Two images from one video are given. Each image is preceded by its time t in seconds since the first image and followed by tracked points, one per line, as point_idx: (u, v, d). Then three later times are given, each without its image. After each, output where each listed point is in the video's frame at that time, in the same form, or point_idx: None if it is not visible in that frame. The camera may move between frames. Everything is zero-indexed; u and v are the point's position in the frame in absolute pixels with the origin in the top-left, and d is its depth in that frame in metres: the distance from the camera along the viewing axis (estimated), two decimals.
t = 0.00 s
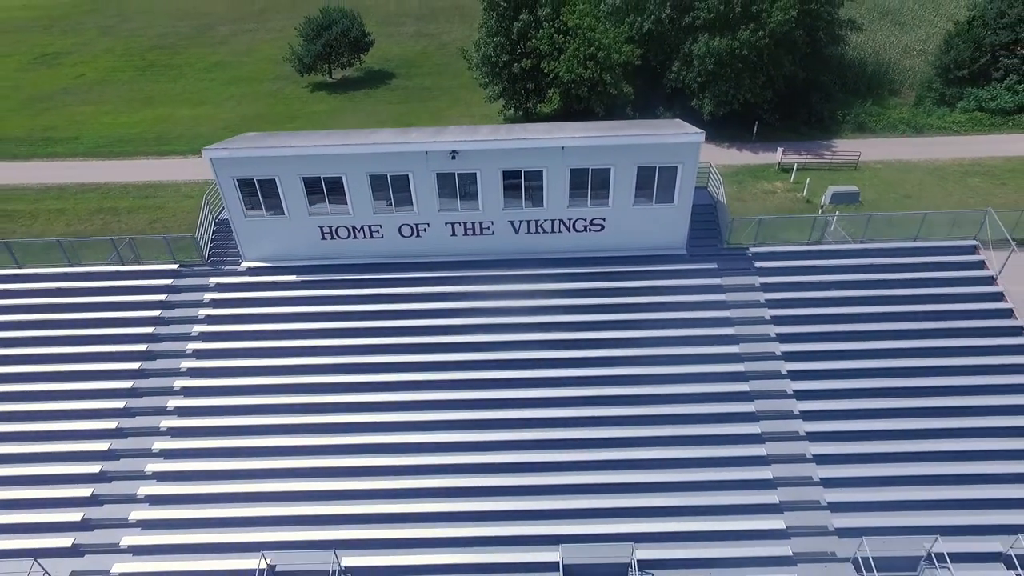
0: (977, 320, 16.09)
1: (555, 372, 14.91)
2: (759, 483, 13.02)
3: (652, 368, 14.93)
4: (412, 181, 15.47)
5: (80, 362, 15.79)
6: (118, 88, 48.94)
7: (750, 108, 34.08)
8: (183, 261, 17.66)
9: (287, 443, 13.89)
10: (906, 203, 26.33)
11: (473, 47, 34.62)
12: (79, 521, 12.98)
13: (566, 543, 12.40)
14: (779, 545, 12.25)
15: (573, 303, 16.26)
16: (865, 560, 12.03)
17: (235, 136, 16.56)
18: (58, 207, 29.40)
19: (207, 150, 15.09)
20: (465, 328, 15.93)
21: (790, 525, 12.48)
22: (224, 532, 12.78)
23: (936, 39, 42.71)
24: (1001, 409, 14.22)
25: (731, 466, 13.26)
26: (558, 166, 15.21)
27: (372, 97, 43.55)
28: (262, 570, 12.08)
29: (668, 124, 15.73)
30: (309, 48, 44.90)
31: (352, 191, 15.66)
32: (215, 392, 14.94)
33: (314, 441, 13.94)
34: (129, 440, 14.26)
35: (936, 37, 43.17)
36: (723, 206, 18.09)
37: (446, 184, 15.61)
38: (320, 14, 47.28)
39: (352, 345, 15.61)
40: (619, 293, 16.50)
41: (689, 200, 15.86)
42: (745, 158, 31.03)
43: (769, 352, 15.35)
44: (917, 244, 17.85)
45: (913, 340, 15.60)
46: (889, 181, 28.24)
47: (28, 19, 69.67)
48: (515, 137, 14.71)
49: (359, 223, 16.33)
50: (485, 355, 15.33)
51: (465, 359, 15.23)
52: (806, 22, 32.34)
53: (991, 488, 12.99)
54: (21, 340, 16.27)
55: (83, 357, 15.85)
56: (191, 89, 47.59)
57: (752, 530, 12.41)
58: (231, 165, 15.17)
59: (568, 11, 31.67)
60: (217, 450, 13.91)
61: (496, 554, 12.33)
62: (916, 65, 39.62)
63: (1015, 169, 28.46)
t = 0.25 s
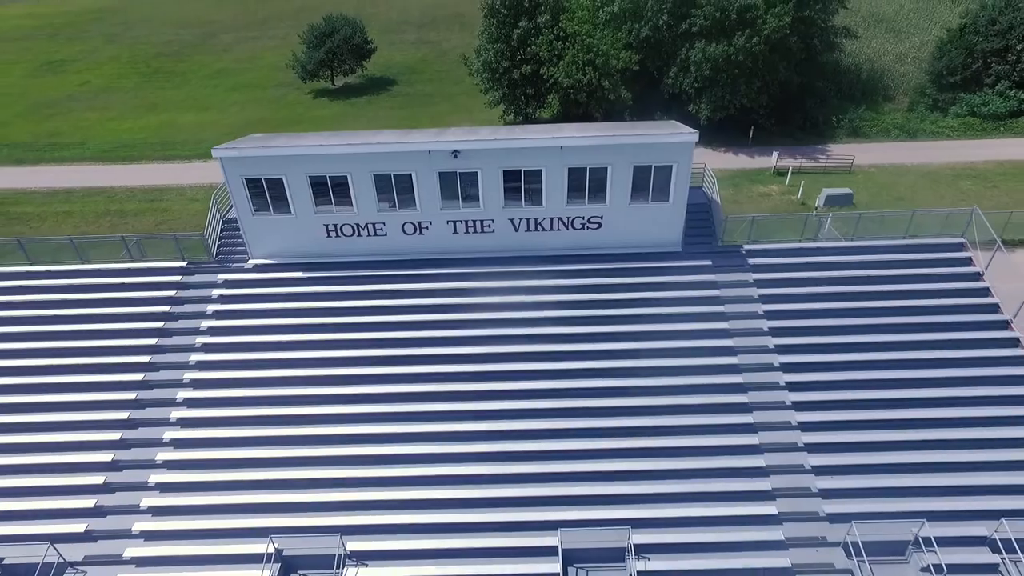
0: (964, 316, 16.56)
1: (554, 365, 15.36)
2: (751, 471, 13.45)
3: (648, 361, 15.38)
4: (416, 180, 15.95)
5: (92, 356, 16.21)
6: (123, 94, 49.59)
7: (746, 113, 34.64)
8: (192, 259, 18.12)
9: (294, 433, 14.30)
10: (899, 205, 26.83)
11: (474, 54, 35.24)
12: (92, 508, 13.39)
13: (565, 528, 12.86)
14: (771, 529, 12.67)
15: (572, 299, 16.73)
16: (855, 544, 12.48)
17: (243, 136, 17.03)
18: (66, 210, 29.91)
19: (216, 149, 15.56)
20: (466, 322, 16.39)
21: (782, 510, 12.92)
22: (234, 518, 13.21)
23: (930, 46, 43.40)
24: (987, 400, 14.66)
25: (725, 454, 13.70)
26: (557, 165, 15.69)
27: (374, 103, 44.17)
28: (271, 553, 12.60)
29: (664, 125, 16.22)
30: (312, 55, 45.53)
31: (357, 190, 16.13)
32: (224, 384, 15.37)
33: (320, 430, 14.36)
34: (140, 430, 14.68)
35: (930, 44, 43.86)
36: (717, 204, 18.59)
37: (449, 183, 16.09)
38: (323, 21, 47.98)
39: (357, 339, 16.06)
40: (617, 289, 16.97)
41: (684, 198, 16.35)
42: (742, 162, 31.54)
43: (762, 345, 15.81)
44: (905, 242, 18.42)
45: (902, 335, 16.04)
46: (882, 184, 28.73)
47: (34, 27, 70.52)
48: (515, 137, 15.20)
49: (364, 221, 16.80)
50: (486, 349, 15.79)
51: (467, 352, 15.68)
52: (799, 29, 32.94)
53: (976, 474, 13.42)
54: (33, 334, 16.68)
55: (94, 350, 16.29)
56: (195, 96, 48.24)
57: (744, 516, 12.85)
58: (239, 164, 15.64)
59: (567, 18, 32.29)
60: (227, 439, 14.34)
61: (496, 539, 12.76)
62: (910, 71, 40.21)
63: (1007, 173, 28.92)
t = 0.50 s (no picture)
0: (953, 313, 16.97)
1: (553, 360, 15.73)
2: (745, 462, 13.82)
3: (645, 356, 15.76)
4: (418, 180, 16.36)
5: (101, 351, 16.57)
6: (127, 100, 50.16)
7: (743, 118, 35.11)
8: (200, 257, 18.51)
9: (300, 426, 14.66)
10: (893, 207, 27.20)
11: (475, 60, 35.76)
12: (103, 498, 13.73)
13: (564, 517, 13.24)
14: (765, 518, 13.05)
15: (571, 296, 17.11)
16: (847, 532, 12.87)
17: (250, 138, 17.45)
18: (72, 213, 30.32)
19: (225, 150, 15.98)
20: (468, 319, 16.78)
21: (775, 500, 13.28)
22: (241, 507, 13.56)
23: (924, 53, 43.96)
24: (975, 394, 15.02)
25: (719, 446, 14.08)
26: (557, 166, 16.10)
27: (375, 109, 44.69)
28: (277, 542, 12.95)
29: (660, 126, 16.63)
30: (315, 61, 46.07)
31: (361, 190, 16.54)
32: (231, 378, 15.74)
33: (326, 423, 14.72)
34: (149, 423, 15.04)
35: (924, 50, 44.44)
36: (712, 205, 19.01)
37: (451, 183, 16.50)
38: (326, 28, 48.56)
39: (361, 335, 16.44)
40: (615, 286, 17.37)
41: (681, 198, 16.76)
42: (738, 166, 31.95)
43: (756, 341, 16.20)
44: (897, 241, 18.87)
45: (893, 331, 16.42)
46: (877, 187, 29.11)
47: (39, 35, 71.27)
48: (516, 138, 15.61)
49: (368, 220, 17.20)
50: (487, 344, 16.18)
51: (468, 348, 16.06)
52: (795, 35, 33.46)
53: (965, 465, 13.78)
54: (42, 330, 17.02)
55: (104, 346, 16.66)
56: (199, 102, 48.80)
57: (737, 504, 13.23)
58: (247, 164, 16.05)
59: (566, 25, 32.79)
60: (234, 432, 14.69)
61: (497, 527, 13.11)
62: (905, 77, 40.74)
63: (1000, 176, 29.33)
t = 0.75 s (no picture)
0: (942, 310, 17.42)
1: (553, 354, 16.17)
2: (739, 452, 14.23)
3: (642, 350, 16.20)
4: (422, 180, 16.83)
5: (112, 347, 16.99)
6: (132, 108, 50.82)
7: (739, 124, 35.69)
8: (208, 257, 18.96)
9: (306, 418, 15.08)
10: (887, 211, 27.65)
11: (476, 68, 36.42)
12: (115, 488, 14.13)
13: (563, 505, 13.64)
14: (758, 506, 13.45)
15: (569, 294, 17.56)
16: (838, 520, 13.27)
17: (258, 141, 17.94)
18: (80, 218, 30.79)
19: (235, 151, 16.50)
20: (469, 316, 17.22)
21: (768, 488, 13.70)
22: (250, 497, 13.96)
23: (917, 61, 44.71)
24: (964, 386, 15.43)
25: (714, 437, 14.50)
26: (556, 167, 16.60)
27: (377, 116, 45.31)
28: (285, 529, 13.35)
29: (657, 129, 17.11)
30: (318, 69, 46.74)
31: (366, 190, 17.01)
32: (239, 373, 16.17)
33: (332, 415, 15.14)
34: (160, 416, 15.45)
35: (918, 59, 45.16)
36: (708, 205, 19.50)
37: (453, 184, 16.98)
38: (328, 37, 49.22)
39: (365, 331, 16.88)
40: (612, 284, 17.82)
41: (677, 198, 17.24)
42: (734, 171, 32.46)
43: (750, 336, 16.63)
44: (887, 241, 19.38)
45: (883, 326, 16.85)
46: (871, 192, 29.58)
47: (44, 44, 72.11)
48: (517, 140, 16.10)
49: (373, 220, 17.69)
50: (488, 340, 16.61)
51: (470, 343, 16.50)
52: (790, 44, 34.10)
53: (953, 455, 14.18)
54: (54, 326, 17.44)
55: (115, 342, 17.09)
56: (204, 109, 49.46)
57: (731, 493, 13.64)
58: (256, 165, 16.54)
59: (565, 33, 33.44)
60: (242, 424, 15.10)
61: (498, 515, 13.53)
62: (899, 85, 41.40)
63: (992, 181, 29.82)
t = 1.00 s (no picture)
0: (933, 308, 17.82)
1: (552, 351, 16.55)
2: (734, 445, 14.58)
3: (639, 347, 16.58)
4: (424, 182, 17.24)
5: (121, 344, 17.35)
6: (137, 115, 51.38)
7: (736, 131, 36.15)
8: (216, 257, 19.35)
9: (311, 413, 15.42)
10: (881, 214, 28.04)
11: (477, 75, 36.99)
12: (125, 480, 14.47)
13: (563, 497, 13.98)
14: (753, 498, 13.80)
15: (569, 292, 17.94)
16: (832, 511, 13.61)
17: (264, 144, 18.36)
18: (87, 222, 31.22)
19: (242, 154, 16.91)
20: (471, 314, 17.61)
21: (763, 479, 14.06)
22: (256, 489, 14.29)
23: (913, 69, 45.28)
24: (954, 381, 15.80)
25: (710, 430, 14.86)
26: (555, 169, 17.02)
27: (379, 123, 45.84)
28: (291, 520, 13.68)
29: (653, 132, 17.55)
30: (320, 77, 47.32)
31: (370, 192, 17.42)
32: (246, 369, 16.53)
33: (337, 409, 15.50)
34: (168, 411, 15.79)
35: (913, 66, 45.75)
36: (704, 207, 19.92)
37: (455, 186, 17.40)
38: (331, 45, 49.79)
39: (369, 329, 17.26)
40: (610, 283, 18.21)
41: (673, 199, 17.66)
42: (731, 177, 32.87)
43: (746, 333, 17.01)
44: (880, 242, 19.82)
45: (876, 324, 17.22)
46: (866, 197, 29.95)
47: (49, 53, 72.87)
48: (517, 142, 16.53)
49: (376, 221, 18.09)
50: (489, 337, 16.99)
51: (471, 341, 16.88)
52: (786, 51, 34.66)
53: (943, 447, 14.53)
54: (64, 324, 17.80)
55: (123, 339, 17.44)
56: (207, 117, 50.02)
57: (727, 484, 14.00)
58: (262, 167, 16.94)
59: (564, 41, 34.00)
60: (249, 419, 15.45)
61: (499, 506, 13.86)
62: (894, 93, 41.95)
63: (985, 186, 30.27)
